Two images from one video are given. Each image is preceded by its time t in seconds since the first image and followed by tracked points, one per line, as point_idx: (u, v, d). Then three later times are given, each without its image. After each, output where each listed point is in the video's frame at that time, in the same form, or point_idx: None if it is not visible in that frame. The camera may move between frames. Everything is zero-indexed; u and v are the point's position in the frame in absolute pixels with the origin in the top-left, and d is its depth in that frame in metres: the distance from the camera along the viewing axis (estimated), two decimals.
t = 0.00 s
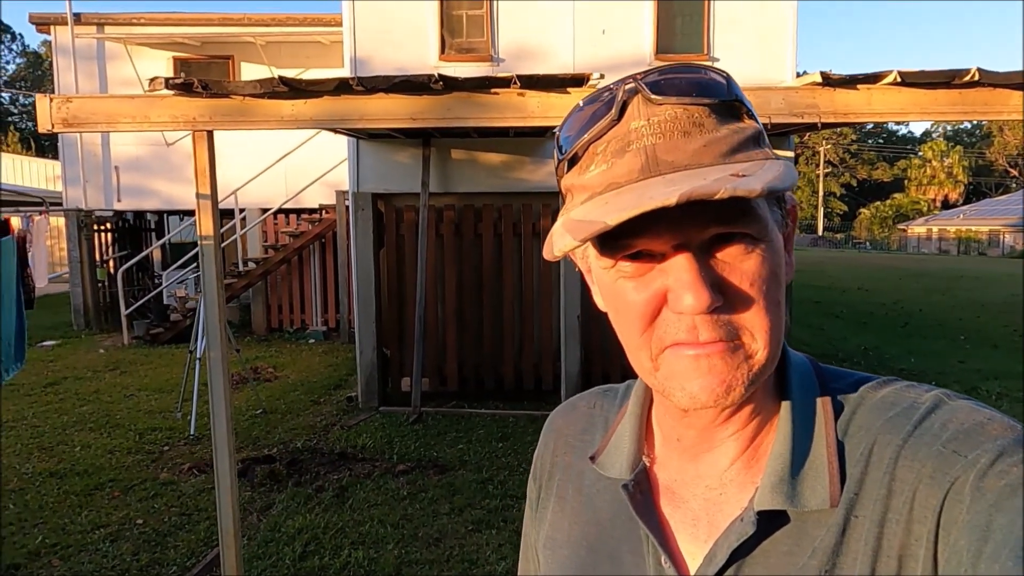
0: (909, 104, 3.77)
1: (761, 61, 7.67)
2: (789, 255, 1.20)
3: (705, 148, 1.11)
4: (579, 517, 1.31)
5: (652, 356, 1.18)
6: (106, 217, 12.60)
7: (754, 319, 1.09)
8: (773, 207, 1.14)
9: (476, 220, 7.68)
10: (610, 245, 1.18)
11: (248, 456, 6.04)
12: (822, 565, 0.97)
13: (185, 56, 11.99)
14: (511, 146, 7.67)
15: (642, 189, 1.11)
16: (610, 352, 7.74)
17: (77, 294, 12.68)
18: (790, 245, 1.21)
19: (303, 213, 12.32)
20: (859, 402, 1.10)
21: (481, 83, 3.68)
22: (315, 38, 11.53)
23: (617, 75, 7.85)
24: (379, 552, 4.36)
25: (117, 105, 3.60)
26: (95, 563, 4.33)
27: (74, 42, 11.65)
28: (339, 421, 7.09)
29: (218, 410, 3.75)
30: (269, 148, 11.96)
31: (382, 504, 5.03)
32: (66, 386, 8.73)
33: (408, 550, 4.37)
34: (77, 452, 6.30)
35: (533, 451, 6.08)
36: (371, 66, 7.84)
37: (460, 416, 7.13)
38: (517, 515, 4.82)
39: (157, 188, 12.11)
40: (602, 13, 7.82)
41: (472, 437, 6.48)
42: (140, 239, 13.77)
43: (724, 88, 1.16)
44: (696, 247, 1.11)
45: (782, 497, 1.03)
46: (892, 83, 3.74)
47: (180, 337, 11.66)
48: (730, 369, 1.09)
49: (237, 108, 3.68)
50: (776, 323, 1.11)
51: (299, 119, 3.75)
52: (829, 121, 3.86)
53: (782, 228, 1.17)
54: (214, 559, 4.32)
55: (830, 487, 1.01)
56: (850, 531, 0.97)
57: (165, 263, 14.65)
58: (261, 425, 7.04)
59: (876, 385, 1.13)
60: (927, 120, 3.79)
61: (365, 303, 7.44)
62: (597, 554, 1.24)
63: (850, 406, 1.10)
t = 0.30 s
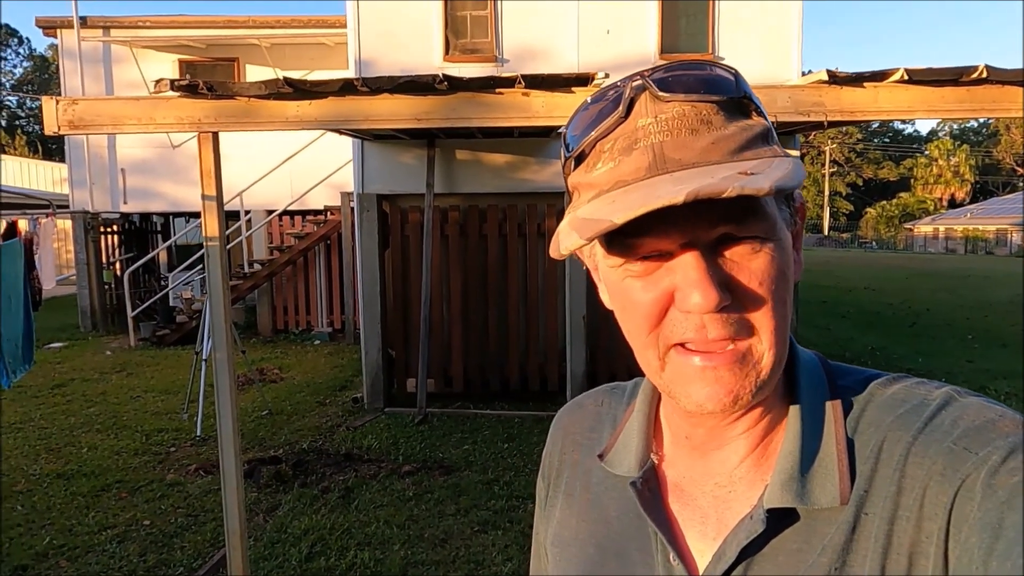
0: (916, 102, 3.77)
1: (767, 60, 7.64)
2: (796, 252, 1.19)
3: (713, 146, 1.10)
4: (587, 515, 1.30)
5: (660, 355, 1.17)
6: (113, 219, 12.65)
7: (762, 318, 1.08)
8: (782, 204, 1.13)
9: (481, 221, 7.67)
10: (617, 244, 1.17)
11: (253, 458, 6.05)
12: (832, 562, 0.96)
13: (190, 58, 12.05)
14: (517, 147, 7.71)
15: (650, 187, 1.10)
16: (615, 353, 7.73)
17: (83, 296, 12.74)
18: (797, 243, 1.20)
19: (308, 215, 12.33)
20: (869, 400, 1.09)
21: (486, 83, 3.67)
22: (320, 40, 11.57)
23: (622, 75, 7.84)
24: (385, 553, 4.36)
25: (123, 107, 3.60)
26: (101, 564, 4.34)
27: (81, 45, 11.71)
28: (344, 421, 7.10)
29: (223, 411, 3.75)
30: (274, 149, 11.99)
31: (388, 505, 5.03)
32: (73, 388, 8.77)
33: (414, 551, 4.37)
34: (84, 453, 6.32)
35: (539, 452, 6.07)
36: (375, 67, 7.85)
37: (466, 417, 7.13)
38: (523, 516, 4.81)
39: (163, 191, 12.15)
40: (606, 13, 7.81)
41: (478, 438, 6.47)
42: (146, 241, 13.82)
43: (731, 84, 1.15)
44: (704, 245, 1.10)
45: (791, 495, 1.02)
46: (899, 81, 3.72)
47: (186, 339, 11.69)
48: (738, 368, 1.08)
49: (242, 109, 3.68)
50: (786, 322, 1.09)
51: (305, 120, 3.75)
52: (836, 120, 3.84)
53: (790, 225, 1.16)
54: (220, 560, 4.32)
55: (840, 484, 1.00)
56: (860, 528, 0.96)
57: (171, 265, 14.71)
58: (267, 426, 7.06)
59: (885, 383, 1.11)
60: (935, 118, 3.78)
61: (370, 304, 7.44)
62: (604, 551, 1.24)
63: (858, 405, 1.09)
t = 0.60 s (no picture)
0: (921, 96, 3.72)
1: (769, 57, 7.63)
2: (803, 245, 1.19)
3: (720, 139, 1.09)
4: (597, 516, 1.29)
5: (675, 354, 1.16)
6: (117, 222, 12.68)
7: (778, 307, 1.08)
8: (788, 193, 1.12)
9: (484, 220, 7.62)
10: (628, 243, 1.16)
11: (259, 459, 6.05)
12: (844, 565, 0.95)
13: (192, 60, 12.06)
14: (518, 146, 7.79)
15: (662, 180, 1.08)
16: (619, 351, 7.72)
17: (88, 299, 12.78)
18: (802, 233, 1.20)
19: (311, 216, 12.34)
20: (879, 400, 1.07)
21: (488, 83, 3.65)
22: (321, 41, 11.56)
23: (624, 73, 7.82)
24: (392, 554, 4.35)
25: (125, 110, 3.59)
26: (109, 567, 4.35)
27: (83, 49, 11.74)
28: (349, 422, 7.10)
29: (228, 414, 3.75)
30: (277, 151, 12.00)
31: (394, 505, 5.02)
32: (79, 391, 8.79)
33: (420, 552, 4.36)
34: (90, 456, 6.34)
35: (544, 451, 6.06)
36: (377, 68, 7.83)
37: (471, 417, 7.12)
38: (529, 516, 4.79)
39: (167, 193, 12.18)
40: (608, 11, 7.79)
41: (483, 438, 6.47)
42: (150, 244, 13.86)
43: (732, 79, 1.15)
44: (717, 239, 1.09)
45: (803, 497, 1.00)
46: (903, 76, 3.69)
47: (191, 341, 11.71)
48: (757, 361, 1.07)
49: (244, 111, 3.67)
50: (802, 311, 1.09)
51: (307, 121, 3.74)
52: (840, 115, 3.80)
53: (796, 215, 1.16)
54: (228, 562, 4.33)
55: (851, 486, 0.99)
56: (872, 530, 0.96)
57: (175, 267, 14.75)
58: (272, 428, 7.06)
59: (894, 382, 1.10)
60: (941, 112, 3.74)
61: (374, 305, 7.44)
62: (613, 553, 1.23)
63: (869, 405, 1.07)
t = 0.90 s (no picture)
0: (922, 90, 3.73)
1: (769, 52, 7.60)
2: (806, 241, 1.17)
3: (717, 135, 1.09)
4: (602, 511, 1.29)
5: (674, 348, 1.16)
6: (116, 221, 12.67)
7: (777, 302, 1.06)
8: (789, 187, 1.12)
9: (484, 218, 7.62)
10: (627, 237, 1.16)
11: (261, 457, 6.05)
12: (847, 560, 0.95)
13: (190, 59, 12.04)
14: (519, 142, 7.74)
15: (657, 177, 1.08)
16: (620, 347, 7.72)
17: (88, 299, 12.78)
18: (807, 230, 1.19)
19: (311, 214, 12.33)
20: (884, 395, 1.07)
21: (487, 79, 3.65)
22: (319, 39, 11.53)
23: (624, 69, 7.81)
24: (394, 551, 4.36)
25: (124, 109, 3.58)
26: (112, 567, 4.35)
27: (81, 48, 11.71)
28: (350, 420, 7.11)
29: (229, 413, 3.75)
30: (276, 149, 11.98)
31: (396, 503, 5.03)
32: (80, 390, 8.81)
33: (423, 549, 4.37)
34: (92, 456, 6.35)
35: (545, 448, 6.06)
36: (375, 65, 7.81)
37: (472, 414, 7.12)
38: (531, 512, 4.79)
39: (166, 192, 12.17)
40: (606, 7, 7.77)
41: (484, 435, 6.47)
42: (150, 243, 13.86)
43: (733, 76, 1.14)
44: (713, 235, 1.09)
45: (807, 491, 1.00)
46: (904, 69, 3.68)
47: (192, 340, 11.72)
48: (754, 358, 1.07)
49: (243, 109, 3.66)
50: (802, 305, 1.08)
51: (306, 119, 3.72)
52: (841, 110, 3.81)
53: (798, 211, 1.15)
54: (230, 561, 4.33)
55: (856, 481, 0.98)
56: (875, 524, 0.95)
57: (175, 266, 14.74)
58: (274, 426, 7.06)
59: (898, 379, 1.10)
60: (941, 105, 3.76)
61: (374, 303, 7.45)
62: (617, 547, 1.22)
63: (873, 400, 1.07)
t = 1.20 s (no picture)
0: (918, 85, 3.74)
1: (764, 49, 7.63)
2: (796, 273, 1.03)
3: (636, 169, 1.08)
4: (630, 512, 1.28)
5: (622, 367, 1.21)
6: (109, 223, 12.59)
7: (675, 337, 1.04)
8: (729, 216, 1.03)
9: (480, 216, 7.63)
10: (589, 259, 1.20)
11: (259, 459, 6.03)
12: (880, 567, 0.95)
13: (182, 59, 11.96)
14: (516, 140, 7.64)
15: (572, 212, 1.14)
16: (618, 345, 7.73)
17: (81, 300, 12.70)
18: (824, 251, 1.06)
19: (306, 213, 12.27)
20: (922, 402, 1.06)
21: (485, 77, 3.62)
22: (312, 37, 11.49)
23: (619, 66, 7.80)
24: (394, 552, 4.34)
25: (117, 110, 3.54)
26: (110, 570, 4.33)
27: (71, 49, 11.62)
28: (348, 420, 7.09)
29: (228, 416, 3.72)
30: (270, 149, 11.93)
31: (395, 503, 5.01)
32: (75, 393, 8.75)
33: (424, 549, 4.36)
34: (88, 459, 6.31)
35: (544, 446, 6.05)
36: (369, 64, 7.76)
37: (470, 413, 7.11)
38: (531, 511, 4.78)
39: (160, 193, 12.11)
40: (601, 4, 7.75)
41: (483, 433, 6.47)
42: (143, 244, 13.78)
43: (688, 95, 1.06)
44: (634, 264, 1.08)
45: (839, 498, 1.00)
46: (902, 64, 3.65)
47: (186, 341, 11.66)
48: (653, 387, 1.08)
49: (239, 109, 3.63)
50: (714, 343, 1.01)
51: (302, 119, 3.70)
52: (838, 105, 3.80)
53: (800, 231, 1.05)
54: (229, 563, 4.31)
55: (889, 490, 0.98)
56: (909, 533, 0.95)
57: (169, 267, 14.67)
58: (271, 427, 7.04)
59: (936, 385, 1.07)
60: (939, 102, 3.74)
61: (370, 303, 7.44)
62: (647, 548, 1.22)
63: (911, 407, 1.05)
